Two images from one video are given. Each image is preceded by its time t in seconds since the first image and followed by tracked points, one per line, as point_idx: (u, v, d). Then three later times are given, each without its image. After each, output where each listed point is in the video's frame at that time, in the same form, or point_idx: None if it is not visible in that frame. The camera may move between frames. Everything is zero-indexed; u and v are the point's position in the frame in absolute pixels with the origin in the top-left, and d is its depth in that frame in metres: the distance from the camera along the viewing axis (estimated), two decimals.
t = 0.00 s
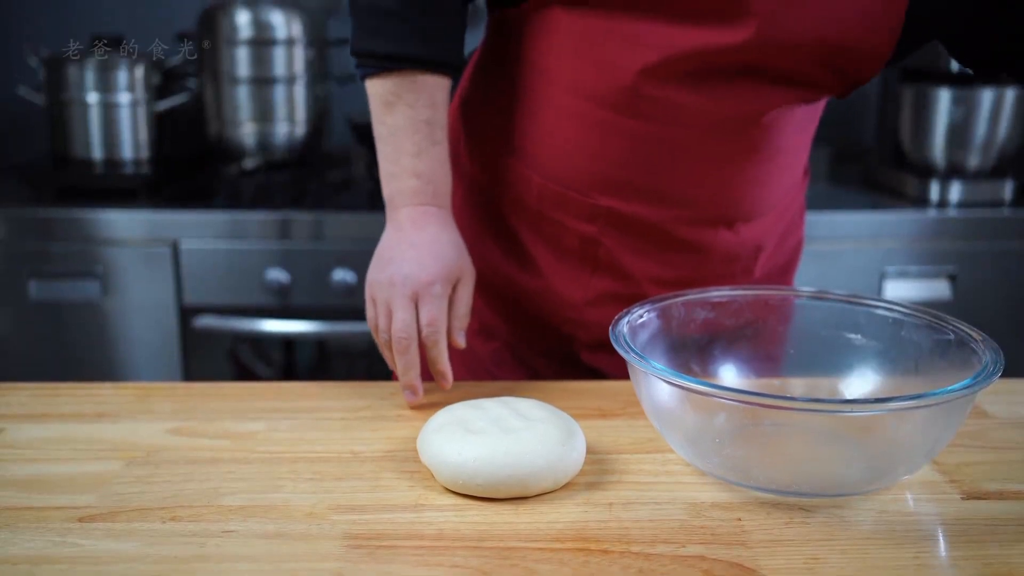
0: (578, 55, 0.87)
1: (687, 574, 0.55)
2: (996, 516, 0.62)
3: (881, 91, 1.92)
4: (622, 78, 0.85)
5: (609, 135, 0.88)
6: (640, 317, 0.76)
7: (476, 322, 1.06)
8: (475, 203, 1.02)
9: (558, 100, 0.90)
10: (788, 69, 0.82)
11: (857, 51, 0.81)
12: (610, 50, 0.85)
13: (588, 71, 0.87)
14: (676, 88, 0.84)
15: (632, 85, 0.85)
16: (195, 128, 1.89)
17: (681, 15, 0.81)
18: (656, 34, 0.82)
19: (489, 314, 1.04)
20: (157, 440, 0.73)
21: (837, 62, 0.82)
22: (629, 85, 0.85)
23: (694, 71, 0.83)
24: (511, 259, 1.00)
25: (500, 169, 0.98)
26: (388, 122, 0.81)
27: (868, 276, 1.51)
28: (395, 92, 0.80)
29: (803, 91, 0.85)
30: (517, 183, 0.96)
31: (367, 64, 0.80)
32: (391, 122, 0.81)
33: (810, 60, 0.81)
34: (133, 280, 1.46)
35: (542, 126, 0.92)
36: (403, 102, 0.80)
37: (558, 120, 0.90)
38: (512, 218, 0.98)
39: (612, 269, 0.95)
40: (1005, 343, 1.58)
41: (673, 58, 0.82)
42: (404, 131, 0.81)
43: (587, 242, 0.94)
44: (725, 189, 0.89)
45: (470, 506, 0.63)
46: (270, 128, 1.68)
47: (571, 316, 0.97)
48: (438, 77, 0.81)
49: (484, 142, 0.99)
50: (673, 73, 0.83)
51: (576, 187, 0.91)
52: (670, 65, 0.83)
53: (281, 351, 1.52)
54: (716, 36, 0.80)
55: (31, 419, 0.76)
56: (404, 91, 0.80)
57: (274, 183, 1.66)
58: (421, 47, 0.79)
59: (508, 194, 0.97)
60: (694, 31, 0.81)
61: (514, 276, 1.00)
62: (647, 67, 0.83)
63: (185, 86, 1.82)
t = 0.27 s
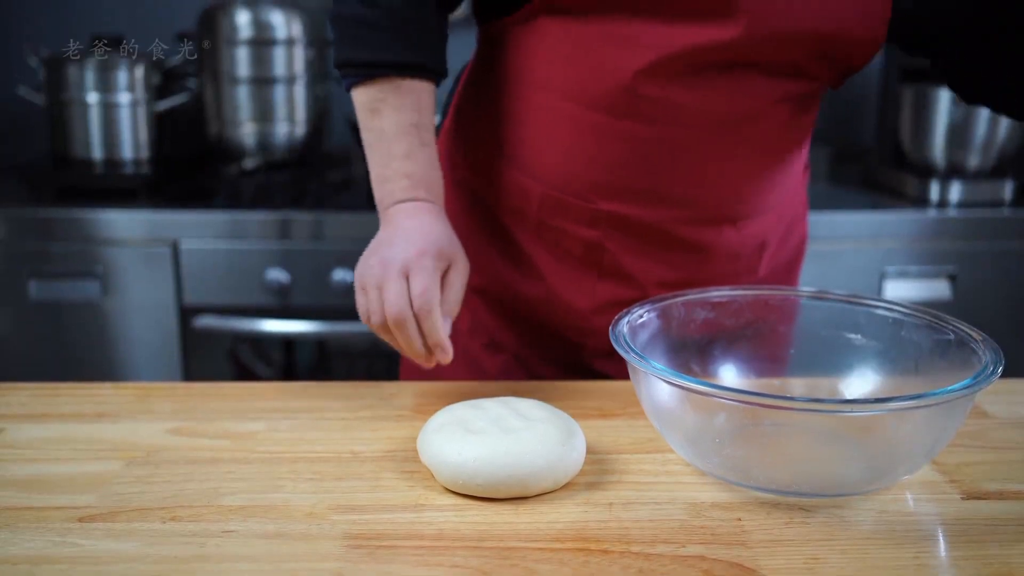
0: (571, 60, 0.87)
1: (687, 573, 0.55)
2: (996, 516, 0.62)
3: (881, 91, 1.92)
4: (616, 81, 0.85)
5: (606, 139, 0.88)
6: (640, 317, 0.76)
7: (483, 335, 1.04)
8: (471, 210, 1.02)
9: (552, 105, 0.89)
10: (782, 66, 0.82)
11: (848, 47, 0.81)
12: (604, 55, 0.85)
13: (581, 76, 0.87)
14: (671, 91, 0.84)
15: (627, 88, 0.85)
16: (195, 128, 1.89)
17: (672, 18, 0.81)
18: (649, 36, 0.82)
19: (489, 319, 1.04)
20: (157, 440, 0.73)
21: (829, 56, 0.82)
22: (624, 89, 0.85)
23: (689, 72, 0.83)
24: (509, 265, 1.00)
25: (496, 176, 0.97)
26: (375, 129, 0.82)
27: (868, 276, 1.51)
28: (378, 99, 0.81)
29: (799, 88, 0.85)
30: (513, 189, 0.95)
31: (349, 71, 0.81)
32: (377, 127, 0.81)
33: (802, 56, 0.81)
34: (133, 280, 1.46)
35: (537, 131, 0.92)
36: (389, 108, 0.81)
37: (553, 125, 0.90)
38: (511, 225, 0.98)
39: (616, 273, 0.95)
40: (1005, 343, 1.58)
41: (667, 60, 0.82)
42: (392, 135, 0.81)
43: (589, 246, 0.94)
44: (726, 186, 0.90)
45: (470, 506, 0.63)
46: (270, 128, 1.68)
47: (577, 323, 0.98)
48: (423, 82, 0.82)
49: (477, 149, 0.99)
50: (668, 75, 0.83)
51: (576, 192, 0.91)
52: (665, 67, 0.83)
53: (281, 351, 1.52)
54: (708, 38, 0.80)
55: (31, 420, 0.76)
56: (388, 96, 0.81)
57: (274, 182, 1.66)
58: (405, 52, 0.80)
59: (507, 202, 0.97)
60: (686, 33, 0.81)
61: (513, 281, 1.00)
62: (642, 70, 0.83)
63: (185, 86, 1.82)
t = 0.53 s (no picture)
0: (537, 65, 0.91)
1: (687, 574, 0.55)
2: (996, 517, 0.62)
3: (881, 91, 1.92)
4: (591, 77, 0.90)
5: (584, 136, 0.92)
6: (640, 316, 0.76)
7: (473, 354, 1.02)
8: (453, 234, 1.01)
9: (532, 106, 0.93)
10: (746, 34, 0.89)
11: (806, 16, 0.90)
12: (570, 51, 0.90)
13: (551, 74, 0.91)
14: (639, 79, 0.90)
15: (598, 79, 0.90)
16: (195, 128, 1.89)
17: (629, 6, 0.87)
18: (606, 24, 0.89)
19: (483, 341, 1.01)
20: (158, 439, 0.73)
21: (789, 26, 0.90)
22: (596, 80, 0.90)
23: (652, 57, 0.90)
24: (500, 278, 0.98)
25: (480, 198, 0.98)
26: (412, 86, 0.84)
27: (868, 277, 1.51)
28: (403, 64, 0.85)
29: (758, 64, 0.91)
30: (495, 200, 0.97)
31: (371, 57, 0.86)
32: (419, 71, 0.84)
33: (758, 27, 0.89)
34: (133, 280, 1.46)
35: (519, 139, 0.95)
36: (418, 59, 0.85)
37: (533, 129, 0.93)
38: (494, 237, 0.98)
39: (605, 271, 0.97)
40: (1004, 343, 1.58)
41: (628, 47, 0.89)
42: (438, 66, 0.83)
43: (576, 246, 0.96)
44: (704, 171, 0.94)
45: (470, 506, 0.63)
46: (270, 128, 1.68)
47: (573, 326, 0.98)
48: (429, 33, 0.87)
49: (451, 174, 0.99)
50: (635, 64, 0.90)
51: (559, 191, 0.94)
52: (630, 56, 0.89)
53: (281, 351, 1.52)
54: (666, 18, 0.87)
55: (32, 420, 0.76)
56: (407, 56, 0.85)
57: (274, 182, 1.66)
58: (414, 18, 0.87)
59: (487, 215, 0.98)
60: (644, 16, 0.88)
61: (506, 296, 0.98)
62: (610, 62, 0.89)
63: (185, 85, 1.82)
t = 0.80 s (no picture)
0: (447, 69, 0.91)
1: (687, 574, 0.55)
2: (995, 517, 0.62)
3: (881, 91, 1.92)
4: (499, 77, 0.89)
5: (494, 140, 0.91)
6: (641, 316, 0.76)
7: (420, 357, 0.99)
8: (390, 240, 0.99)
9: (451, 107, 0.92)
10: (646, 28, 0.88)
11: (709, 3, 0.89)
12: (475, 54, 0.90)
13: (465, 77, 0.90)
14: (547, 80, 0.89)
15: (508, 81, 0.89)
16: (195, 128, 1.88)
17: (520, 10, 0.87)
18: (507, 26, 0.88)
19: (428, 347, 0.99)
20: (158, 439, 0.73)
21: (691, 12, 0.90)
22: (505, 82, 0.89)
23: (556, 54, 0.88)
24: (438, 286, 0.96)
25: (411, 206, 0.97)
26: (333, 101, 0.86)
27: (868, 277, 1.50)
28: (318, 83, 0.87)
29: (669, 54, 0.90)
30: (425, 207, 0.96)
31: (288, 81, 0.88)
32: (334, 91, 0.86)
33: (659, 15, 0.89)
34: (133, 280, 1.46)
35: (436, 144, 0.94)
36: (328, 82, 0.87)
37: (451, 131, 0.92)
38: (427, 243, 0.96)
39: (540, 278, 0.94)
40: (1005, 343, 1.57)
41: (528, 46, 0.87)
42: (352, 83, 0.86)
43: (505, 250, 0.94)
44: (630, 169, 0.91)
45: (470, 506, 0.63)
46: (270, 128, 1.70)
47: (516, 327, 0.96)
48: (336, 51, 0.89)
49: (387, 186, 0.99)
50: (541, 62, 0.88)
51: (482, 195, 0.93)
52: (535, 54, 0.88)
53: (281, 351, 1.52)
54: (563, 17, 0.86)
55: (32, 420, 0.76)
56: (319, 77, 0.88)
57: (274, 182, 1.66)
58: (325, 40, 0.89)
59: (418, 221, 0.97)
60: (540, 16, 0.87)
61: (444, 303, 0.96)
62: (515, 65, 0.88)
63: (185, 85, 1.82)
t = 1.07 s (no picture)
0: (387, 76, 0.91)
1: (687, 574, 0.55)
2: (995, 516, 0.62)
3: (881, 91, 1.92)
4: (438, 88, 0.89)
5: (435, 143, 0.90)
6: (640, 317, 0.76)
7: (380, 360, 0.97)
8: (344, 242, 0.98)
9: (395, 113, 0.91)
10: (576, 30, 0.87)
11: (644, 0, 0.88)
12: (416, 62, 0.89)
13: (407, 83, 0.90)
14: (482, 82, 0.88)
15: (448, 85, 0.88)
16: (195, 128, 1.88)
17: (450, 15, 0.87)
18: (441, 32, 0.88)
19: (388, 349, 0.97)
20: (157, 439, 0.73)
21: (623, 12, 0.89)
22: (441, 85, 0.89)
23: (491, 55, 0.88)
24: (392, 290, 0.95)
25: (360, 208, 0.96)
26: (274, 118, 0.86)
27: (868, 277, 1.50)
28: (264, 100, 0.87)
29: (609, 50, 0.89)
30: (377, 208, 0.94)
31: (237, 101, 0.89)
32: (275, 107, 0.86)
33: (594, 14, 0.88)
34: (134, 280, 1.46)
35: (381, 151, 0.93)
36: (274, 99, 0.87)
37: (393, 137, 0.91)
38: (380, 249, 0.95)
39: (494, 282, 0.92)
40: (1005, 344, 1.57)
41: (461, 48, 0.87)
42: (292, 99, 0.86)
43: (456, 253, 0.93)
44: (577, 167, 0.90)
45: (470, 506, 0.63)
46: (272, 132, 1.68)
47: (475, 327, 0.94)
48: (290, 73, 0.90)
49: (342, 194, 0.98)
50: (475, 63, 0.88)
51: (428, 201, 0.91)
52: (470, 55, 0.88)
53: (281, 351, 1.52)
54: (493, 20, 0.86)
55: (32, 420, 0.76)
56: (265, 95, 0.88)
57: (274, 182, 1.66)
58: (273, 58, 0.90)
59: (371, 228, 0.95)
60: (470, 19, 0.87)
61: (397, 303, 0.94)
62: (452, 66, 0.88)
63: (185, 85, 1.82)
